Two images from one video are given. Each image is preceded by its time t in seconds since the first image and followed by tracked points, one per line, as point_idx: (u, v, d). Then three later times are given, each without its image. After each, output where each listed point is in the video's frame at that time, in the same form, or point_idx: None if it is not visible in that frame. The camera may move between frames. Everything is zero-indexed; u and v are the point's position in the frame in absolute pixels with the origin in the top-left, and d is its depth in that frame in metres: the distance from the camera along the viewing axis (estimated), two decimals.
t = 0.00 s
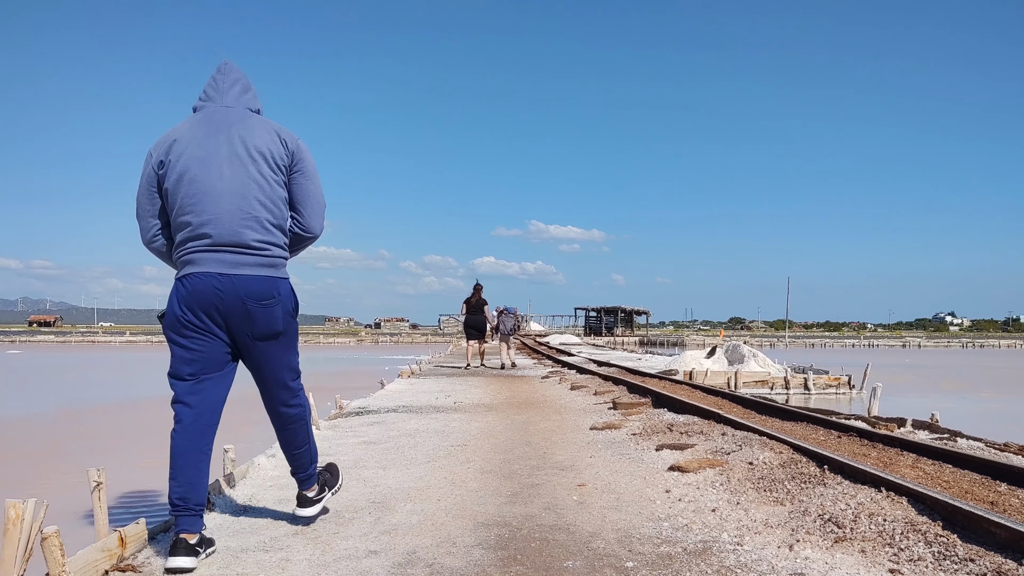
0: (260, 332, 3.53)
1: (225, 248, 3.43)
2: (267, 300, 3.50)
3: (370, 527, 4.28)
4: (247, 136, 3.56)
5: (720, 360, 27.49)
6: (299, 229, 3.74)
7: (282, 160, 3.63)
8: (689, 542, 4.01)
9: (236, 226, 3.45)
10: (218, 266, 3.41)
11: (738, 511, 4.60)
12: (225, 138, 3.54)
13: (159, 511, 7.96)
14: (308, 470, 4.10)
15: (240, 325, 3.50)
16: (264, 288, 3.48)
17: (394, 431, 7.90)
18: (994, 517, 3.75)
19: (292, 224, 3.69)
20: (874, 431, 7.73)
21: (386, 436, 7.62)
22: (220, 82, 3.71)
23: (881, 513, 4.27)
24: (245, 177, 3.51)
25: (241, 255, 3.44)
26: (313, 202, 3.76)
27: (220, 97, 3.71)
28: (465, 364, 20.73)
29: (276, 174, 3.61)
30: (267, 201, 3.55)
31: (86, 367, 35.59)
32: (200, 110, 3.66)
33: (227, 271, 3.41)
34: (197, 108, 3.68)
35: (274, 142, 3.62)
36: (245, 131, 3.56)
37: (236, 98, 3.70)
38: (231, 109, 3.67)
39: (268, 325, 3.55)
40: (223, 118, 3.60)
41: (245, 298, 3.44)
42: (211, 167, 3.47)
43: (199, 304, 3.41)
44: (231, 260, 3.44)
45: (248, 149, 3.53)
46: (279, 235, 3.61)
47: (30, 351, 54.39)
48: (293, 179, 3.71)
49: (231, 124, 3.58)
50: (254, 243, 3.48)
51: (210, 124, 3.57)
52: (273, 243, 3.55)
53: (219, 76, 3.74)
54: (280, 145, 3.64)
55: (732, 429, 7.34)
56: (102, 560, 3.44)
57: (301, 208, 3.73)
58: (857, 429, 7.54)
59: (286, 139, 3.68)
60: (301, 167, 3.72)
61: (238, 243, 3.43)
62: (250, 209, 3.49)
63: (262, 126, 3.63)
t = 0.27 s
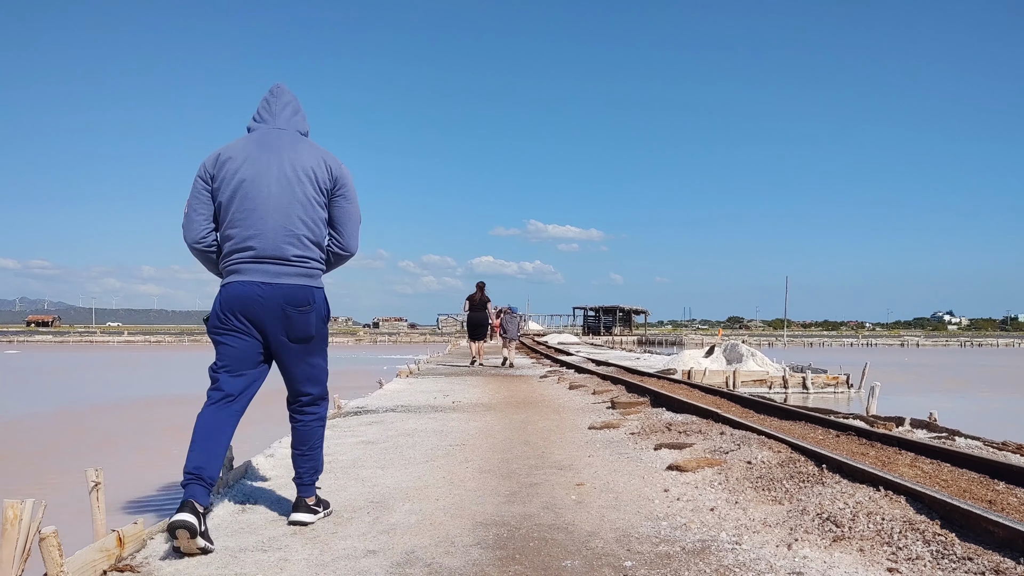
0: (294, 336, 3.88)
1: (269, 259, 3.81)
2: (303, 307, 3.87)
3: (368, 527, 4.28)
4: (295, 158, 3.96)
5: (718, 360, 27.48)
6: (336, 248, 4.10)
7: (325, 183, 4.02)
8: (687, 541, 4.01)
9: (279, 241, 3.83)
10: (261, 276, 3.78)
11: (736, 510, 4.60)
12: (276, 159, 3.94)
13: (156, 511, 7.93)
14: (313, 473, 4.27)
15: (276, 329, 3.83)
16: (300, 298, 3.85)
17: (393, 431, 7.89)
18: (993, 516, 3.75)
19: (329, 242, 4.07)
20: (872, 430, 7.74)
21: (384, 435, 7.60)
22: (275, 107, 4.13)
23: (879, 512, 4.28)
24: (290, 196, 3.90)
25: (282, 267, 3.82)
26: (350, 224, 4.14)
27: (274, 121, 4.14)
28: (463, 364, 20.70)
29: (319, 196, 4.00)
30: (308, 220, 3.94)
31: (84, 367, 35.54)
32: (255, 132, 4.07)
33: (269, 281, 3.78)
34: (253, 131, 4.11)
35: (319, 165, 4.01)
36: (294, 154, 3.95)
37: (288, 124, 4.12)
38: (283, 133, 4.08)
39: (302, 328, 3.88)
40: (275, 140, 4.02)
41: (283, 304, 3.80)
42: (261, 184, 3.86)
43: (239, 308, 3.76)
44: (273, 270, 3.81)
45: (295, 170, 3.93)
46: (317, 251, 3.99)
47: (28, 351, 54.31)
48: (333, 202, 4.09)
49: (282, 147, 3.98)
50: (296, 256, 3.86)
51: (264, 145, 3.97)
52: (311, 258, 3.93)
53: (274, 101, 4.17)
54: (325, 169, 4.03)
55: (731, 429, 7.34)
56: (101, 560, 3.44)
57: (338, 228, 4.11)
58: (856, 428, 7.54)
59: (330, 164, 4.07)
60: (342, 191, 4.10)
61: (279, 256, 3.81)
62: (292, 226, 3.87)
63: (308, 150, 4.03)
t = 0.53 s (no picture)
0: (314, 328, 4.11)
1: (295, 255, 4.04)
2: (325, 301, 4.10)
3: (367, 527, 4.28)
4: (322, 160, 4.20)
5: (717, 359, 27.52)
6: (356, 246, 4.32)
7: (348, 184, 4.26)
8: (686, 541, 4.01)
9: (305, 239, 4.06)
10: (287, 271, 4.02)
11: (735, 510, 4.61)
12: (304, 160, 4.17)
13: (153, 512, 7.92)
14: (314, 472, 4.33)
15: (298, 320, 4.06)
16: (322, 292, 4.08)
17: (392, 431, 7.89)
18: (991, 516, 3.75)
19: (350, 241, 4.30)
20: (871, 430, 7.74)
21: (383, 435, 7.60)
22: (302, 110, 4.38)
23: (878, 512, 4.28)
24: (317, 196, 4.13)
25: (307, 263, 4.05)
26: (370, 224, 4.37)
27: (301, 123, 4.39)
28: (462, 364, 20.72)
29: (342, 196, 4.23)
30: (332, 219, 4.17)
31: (80, 367, 35.51)
32: (283, 133, 4.31)
33: (294, 276, 4.01)
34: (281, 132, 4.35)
35: (343, 167, 4.25)
36: (320, 156, 4.19)
37: (315, 127, 4.37)
38: (310, 136, 4.32)
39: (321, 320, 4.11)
40: (303, 142, 4.26)
41: (306, 297, 4.03)
42: (289, 184, 4.09)
43: (265, 300, 4.01)
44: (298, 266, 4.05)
45: (320, 172, 4.17)
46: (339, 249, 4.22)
47: (27, 351, 54.35)
48: (355, 203, 4.33)
49: (310, 149, 4.22)
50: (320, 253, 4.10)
51: (292, 147, 4.21)
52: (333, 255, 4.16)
53: (301, 104, 4.42)
54: (349, 171, 4.27)
55: (730, 428, 7.35)
56: (100, 560, 3.43)
57: (359, 228, 4.35)
58: (854, 427, 7.56)
59: (354, 166, 4.31)
60: (363, 190, 4.31)
61: (303, 252, 4.03)
62: (317, 225, 4.11)
63: (334, 153, 4.27)
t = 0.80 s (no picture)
0: (322, 329, 4.31)
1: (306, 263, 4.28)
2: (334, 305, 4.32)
3: (365, 527, 4.27)
4: (328, 173, 4.45)
5: (716, 360, 27.55)
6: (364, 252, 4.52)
7: (355, 194, 4.49)
8: (684, 542, 4.02)
9: (316, 246, 4.29)
10: (299, 277, 4.26)
11: (734, 510, 4.61)
12: (313, 173, 4.42)
13: (151, 513, 7.91)
14: (313, 470, 4.37)
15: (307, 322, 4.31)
16: (332, 296, 4.30)
17: (390, 431, 7.89)
18: (989, 516, 3.76)
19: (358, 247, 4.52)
20: (870, 430, 7.75)
21: (382, 436, 7.60)
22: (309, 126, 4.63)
23: (877, 512, 4.28)
24: (326, 206, 4.37)
25: (317, 270, 4.29)
26: (377, 231, 4.59)
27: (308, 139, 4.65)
28: (461, 364, 20.72)
29: (349, 205, 4.46)
30: (340, 228, 4.40)
31: (77, 367, 35.42)
32: (292, 149, 4.56)
33: (305, 282, 4.26)
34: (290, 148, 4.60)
35: (350, 178, 4.49)
36: (327, 168, 4.43)
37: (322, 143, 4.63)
38: (318, 151, 4.58)
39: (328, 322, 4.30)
40: (312, 156, 4.52)
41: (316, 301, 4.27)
42: (301, 195, 4.34)
43: (278, 305, 4.28)
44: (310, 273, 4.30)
45: (329, 183, 4.41)
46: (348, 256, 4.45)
47: (25, 351, 54.29)
48: (363, 211, 4.56)
49: (318, 163, 4.46)
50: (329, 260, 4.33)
51: (301, 161, 4.46)
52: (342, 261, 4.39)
53: (307, 123, 4.70)
54: (356, 182, 4.51)
55: (728, 429, 7.35)
56: (97, 561, 3.42)
57: (367, 236, 4.57)
58: (853, 428, 7.57)
59: (360, 177, 4.55)
60: (368, 199, 4.54)
61: (314, 259, 4.27)
62: (327, 233, 4.35)
63: (341, 165, 4.51)
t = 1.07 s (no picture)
0: (322, 326, 4.54)
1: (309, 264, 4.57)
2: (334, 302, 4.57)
3: (364, 526, 4.27)
4: (324, 181, 4.77)
5: (716, 359, 27.56)
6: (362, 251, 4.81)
7: (349, 201, 4.81)
8: (684, 541, 4.01)
9: (317, 248, 4.58)
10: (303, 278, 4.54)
11: (733, 509, 4.61)
12: (311, 182, 4.73)
13: (149, 512, 7.89)
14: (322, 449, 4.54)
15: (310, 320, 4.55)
16: (331, 295, 4.56)
17: (389, 430, 7.88)
18: (988, 515, 3.76)
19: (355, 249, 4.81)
20: (869, 429, 7.75)
21: (381, 435, 7.58)
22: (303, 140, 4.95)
23: (875, 511, 4.28)
24: (325, 211, 4.68)
25: (319, 271, 4.57)
26: (373, 234, 4.89)
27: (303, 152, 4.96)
28: (461, 363, 20.70)
29: (345, 211, 4.78)
30: (339, 231, 4.71)
31: (76, 366, 35.34)
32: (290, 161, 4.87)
33: (308, 282, 4.53)
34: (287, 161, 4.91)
35: (345, 187, 4.82)
36: (324, 178, 4.74)
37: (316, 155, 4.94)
38: (314, 162, 4.91)
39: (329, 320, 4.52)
40: (308, 166, 4.83)
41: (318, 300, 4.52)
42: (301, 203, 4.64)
43: (280, 305, 4.55)
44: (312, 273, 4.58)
45: (326, 190, 4.72)
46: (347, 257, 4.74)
47: (24, 350, 54.22)
48: (357, 216, 4.87)
49: (315, 172, 4.78)
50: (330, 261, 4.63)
51: (300, 172, 4.77)
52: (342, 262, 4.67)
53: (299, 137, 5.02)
54: (350, 189, 4.83)
55: (727, 428, 7.36)
56: (97, 560, 3.42)
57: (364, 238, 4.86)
58: (852, 427, 7.57)
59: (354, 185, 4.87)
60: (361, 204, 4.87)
61: (316, 259, 4.55)
62: (327, 236, 4.63)
63: (336, 174, 4.83)
